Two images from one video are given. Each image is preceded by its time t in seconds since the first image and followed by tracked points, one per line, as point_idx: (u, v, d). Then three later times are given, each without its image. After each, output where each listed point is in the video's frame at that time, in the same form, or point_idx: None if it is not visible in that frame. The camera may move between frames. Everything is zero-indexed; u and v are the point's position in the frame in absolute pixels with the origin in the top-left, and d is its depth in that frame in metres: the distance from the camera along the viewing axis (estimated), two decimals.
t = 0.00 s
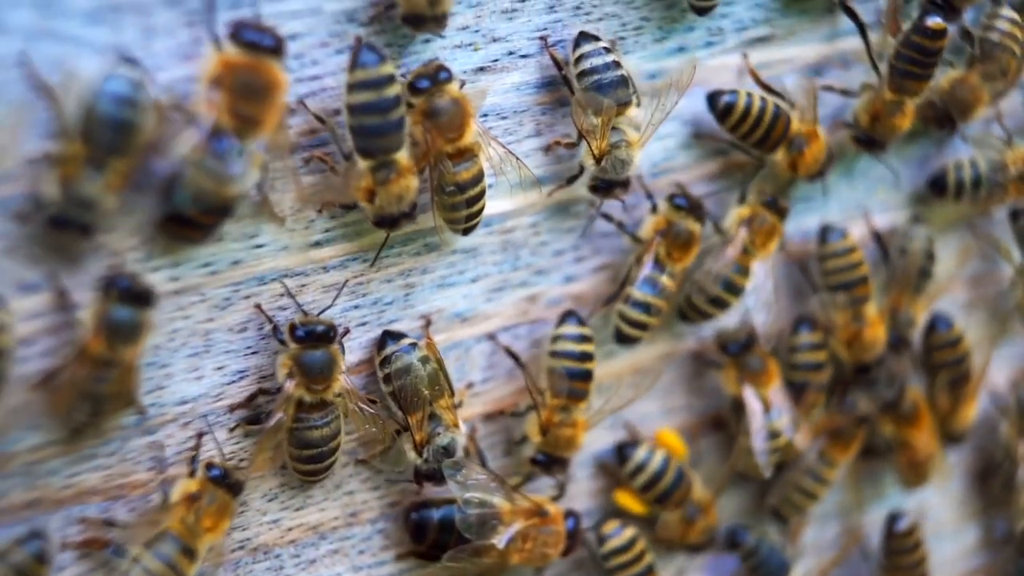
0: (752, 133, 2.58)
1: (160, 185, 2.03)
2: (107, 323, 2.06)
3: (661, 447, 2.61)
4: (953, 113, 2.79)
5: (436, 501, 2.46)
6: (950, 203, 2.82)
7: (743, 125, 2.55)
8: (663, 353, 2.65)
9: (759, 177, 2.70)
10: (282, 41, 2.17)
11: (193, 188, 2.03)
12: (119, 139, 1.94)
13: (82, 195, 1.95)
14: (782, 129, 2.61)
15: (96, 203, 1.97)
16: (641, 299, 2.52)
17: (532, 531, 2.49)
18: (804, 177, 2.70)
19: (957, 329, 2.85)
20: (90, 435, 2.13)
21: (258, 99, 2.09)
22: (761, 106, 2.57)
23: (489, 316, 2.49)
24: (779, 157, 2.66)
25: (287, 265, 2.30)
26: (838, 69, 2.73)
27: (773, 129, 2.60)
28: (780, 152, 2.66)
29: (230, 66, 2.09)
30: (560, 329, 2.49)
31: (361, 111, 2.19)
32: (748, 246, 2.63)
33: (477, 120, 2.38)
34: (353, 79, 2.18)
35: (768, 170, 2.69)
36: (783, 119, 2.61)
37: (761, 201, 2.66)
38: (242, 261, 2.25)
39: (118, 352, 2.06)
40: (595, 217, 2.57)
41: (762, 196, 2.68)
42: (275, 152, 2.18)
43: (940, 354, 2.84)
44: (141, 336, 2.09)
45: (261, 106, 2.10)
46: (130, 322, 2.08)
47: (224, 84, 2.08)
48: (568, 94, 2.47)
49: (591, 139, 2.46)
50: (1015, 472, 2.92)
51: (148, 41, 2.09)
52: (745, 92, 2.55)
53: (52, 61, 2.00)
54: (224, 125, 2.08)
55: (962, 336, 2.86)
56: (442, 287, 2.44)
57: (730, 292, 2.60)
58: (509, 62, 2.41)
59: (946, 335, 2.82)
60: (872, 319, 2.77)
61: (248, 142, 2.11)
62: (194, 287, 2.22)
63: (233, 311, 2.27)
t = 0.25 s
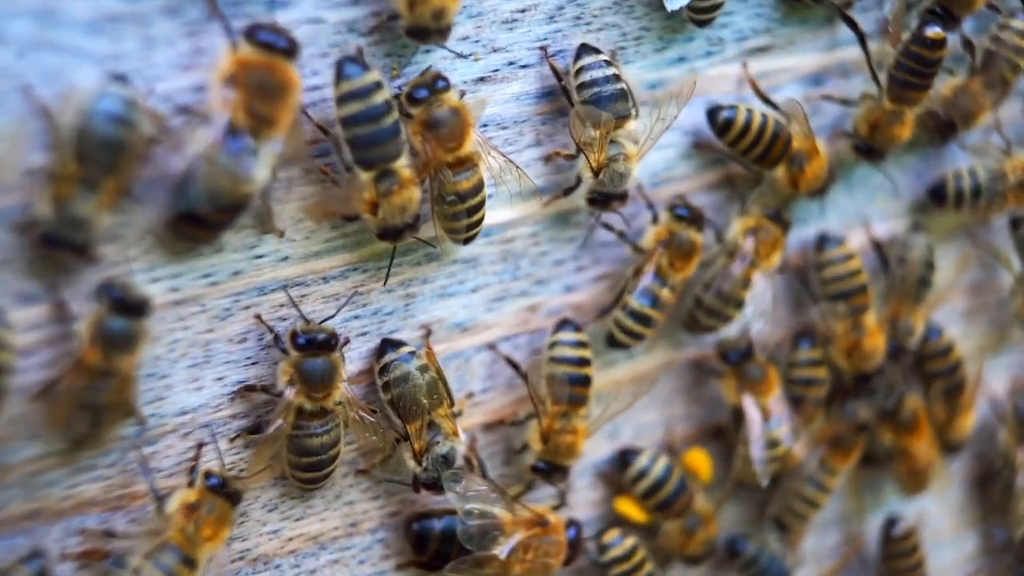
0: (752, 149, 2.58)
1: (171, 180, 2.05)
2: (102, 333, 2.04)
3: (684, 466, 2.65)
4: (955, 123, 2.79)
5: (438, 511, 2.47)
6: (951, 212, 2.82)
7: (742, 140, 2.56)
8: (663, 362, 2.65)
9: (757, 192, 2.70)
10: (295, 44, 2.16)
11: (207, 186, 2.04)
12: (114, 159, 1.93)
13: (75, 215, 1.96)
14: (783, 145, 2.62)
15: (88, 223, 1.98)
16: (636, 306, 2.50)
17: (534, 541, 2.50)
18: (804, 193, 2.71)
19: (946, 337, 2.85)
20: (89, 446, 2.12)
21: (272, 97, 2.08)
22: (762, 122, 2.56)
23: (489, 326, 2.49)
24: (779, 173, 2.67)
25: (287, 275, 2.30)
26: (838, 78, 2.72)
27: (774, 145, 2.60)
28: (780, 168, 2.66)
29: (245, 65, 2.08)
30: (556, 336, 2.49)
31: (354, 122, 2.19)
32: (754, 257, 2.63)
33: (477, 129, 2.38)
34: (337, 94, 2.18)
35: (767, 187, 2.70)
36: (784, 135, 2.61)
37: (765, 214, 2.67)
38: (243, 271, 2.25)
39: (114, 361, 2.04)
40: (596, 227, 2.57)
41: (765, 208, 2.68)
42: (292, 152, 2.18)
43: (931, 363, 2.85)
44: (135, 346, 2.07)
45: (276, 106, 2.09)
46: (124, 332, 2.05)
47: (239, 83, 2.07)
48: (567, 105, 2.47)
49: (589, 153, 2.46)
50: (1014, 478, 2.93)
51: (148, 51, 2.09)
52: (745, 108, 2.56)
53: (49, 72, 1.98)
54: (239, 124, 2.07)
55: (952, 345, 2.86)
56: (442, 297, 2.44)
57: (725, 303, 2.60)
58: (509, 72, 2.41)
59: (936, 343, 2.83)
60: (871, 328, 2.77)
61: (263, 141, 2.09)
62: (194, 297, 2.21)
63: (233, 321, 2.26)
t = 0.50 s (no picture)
0: (753, 158, 2.58)
1: (173, 185, 2.01)
2: (102, 336, 2.03)
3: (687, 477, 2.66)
4: (957, 131, 2.80)
5: (436, 523, 2.46)
6: (953, 221, 2.84)
7: (743, 150, 2.56)
8: (663, 371, 2.65)
9: (750, 194, 2.67)
10: (295, 46, 2.17)
11: (205, 187, 2.03)
12: (103, 178, 1.92)
13: (62, 234, 1.94)
14: (785, 156, 2.63)
15: (76, 243, 1.96)
16: (637, 318, 2.51)
17: (533, 550, 2.49)
18: (808, 208, 2.73)
19: (949, 347, 2.85)
20: (89, 456, 2.12)
21: (271, 100, 2.09)
22: (763, 132, 2.57)
23: (489, 336, 2.49)
24: (784, 182, 2.69)
25: (287, 286, 2.29)
26: (838, 87, 2.73)
27: (775, 155, 2.61)
28: (783, 177, 2.68)
29: (243, 67, 2.09)
30: (548, 354, 2.48)
31: (357, 143, 2.20)
32: (752, 265, 2.64)
33: (478, 138, 2.37)
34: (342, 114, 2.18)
35: (773, 195, 2.68)
36: (784, 145, 2.62)
37: (765, 223, 2.68)
38: (243, 282, 2.25)
39: (115, 364, 2.03)
40: (596, 236, 2.58)
41: (767, 217, 2.69)
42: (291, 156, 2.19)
43: (933, 372, 2.84)
44: (134, 350, 2.06)
45: (275, 108, 2.10)
46: (125, 335, 2.05)
47: (238, 85, 2.08)
48: (567, 115, 2.47)
49: (587, 166, 2.45)
50: (1013, 486, 2.92)
51: (148, 62, 2.08)
52: (747, 118, 2.56)
53: (49, 84, 1.98)
54: (238, 127, 2.07)
55: (955, 353, 2.86)
56: (442, 307, 2.44)
57: (726, 313, 2.61)
58: (509, 82, 2.40)
59: (938, 352, 2.83)
60: (871, 337, 2.77)
61: (262, 143, 2.11)
62: (194, 308, 2.21)
63: (233, 332, 2.26)
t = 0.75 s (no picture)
0: (756, 169, 2.59)
1: (178, 185, 2.03)
2: (100, 346, 2.03)
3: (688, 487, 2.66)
4: (956, 137, 2.79)
5: (435, 536, 2.47)
6: (953, 229, 2.83)
7: (746, 160, 2.56)
8: (663, 381, 2.65)
9: (754, 205, 2.68)
10: (308, 51, 2.17)
11: (210, 189, 2.04)
12: (95, 203, 1.92)
13: (51, 253, 1.93)
14: (787, 167, 2.65)
15: (66, 262, 1.95)
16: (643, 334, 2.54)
17: (532, 559, 2.50)
18: (809, 221, 2.74)
19: (951, 357, 2.85)
20: (89, 466, 2.11)
21: (280, 103, 2.10)
22: (767, 143, 2.58)
23: (489, 346, 2.49)
24: (785, 196, 2.70)
25: (287, 296, 2.29)
26: (838, 97, 2.73)
27: (778, 164, 2.62)
28: (784, 190, 2.69)
29: (255, 69, 2.09)
30: (537, 367, 2.46)
31: (355, 158, 2.19)
32: (753, 276, 2.65)
33: (477, 148, 2.38)
34: (337, 131, 2.18)
35: (774, 207, 2.69)
36: (787, 156, 2.64)
37: (765, 231, 2.69)
38: (243, 292, 2.24)
39: (114, 373, 2.04)
40: (596, 246, 2.58)
41: (766, 226, 2.70)
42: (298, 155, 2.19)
43: (935, 382, 2.84)
44: (132, 358, 2.07)
45: (283, 112, 2.11)
46: (122, 344, 2.05)
47: (248, 87, 2.09)
48: (567, 125, 2.47)
49: (587, 177, 2.46)
50: (1014, 494, 2.94)
51: (148, 73, 2.08)
52: (751, 128, 2.56)
53: (48, 94, 1.99)
54: (245, 129, 2.08)
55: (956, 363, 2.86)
56: (442, 317, 2.44)
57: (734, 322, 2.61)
58: (509, 92, 2.40)
59: (939, 362, 2.83)
60: (870, 347, 2.78)
61: (268, 147, 2.11)
62: (194, 318, 2.20)
63: (233, 342, 2.25)
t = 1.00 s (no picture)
0: (756, 179, 2.59)
1: (174, 177, 2.01)
2: (102, 349, 2.03)
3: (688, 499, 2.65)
4: (955, 145, 2.79)
5: (434, 547, 2.46)
6: (953, 239, 2.83)
7: (746, 170, 2.57)
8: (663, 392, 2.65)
9: (756, 216, 2.69)
10: (317, 55, 2.18)
11: (207, 182, 2.03)
12: (95, 223, 1.91)
13: (49, 270, 1.91)
14: (787, 177, 2.63)
15: (62, 280, 1.93)
16: (647, 341, 2.55)
17: (533, 566, 2.49)
18: (811, 231, 2.73)
19: (949, 363, 2.84)
20: (89, 476, 2.11)
21: (287, 105, 2.12)
22: (767, 153, 2.58)
23: (489, 356, 2.49)
24: (786, 208, 2.69)
25: (286, 306, 2.29)
26: (838, 107, 2.73)
27: (778, 175, 2.61)
28: (785, 202, 2.68)
29: (266, 70, 2.11)
30: (540, 374, 2.48)
31: (351, 184, 2.20)
32: (750, 286, 2.65)
33: (476, 157, 2.38)
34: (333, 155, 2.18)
35: (777, 218, 2.70)
36: (787, 166, 2.63)
37: (761, 241, 2.68)
38: (243, 302, 2.24)
39: (116, 377, 2.03)
40: (596, 256, 2.58)
41: (763, 235, 2.69)
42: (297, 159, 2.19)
43: (934, 391, 2.84)
44: (134, 362, 2.06)
45: (288, 115, 2.12)
46: (123, 348, 2.05)
47: (257, 87, 2.10)
48: (566, 135, 2.47)
49: (585, 186, 2.47)
50: (1013, 505, 2.95)
51: (148, 84, 2.08)
52: (751, 139, 2.57)
53: (49, 105, 1.98)
54: (252, 127, 2.08)
55: (956, 372, 2.85)
56: (442, 327, 2.44)
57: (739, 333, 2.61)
58: (509, 103, 2.40)
59: (938, 370, 2.82)
60: (868, 358, 2.77)
61: (270, 148, 2.12)
62: (194, 328, 2.20)
63: (232, 352, 2.26)
